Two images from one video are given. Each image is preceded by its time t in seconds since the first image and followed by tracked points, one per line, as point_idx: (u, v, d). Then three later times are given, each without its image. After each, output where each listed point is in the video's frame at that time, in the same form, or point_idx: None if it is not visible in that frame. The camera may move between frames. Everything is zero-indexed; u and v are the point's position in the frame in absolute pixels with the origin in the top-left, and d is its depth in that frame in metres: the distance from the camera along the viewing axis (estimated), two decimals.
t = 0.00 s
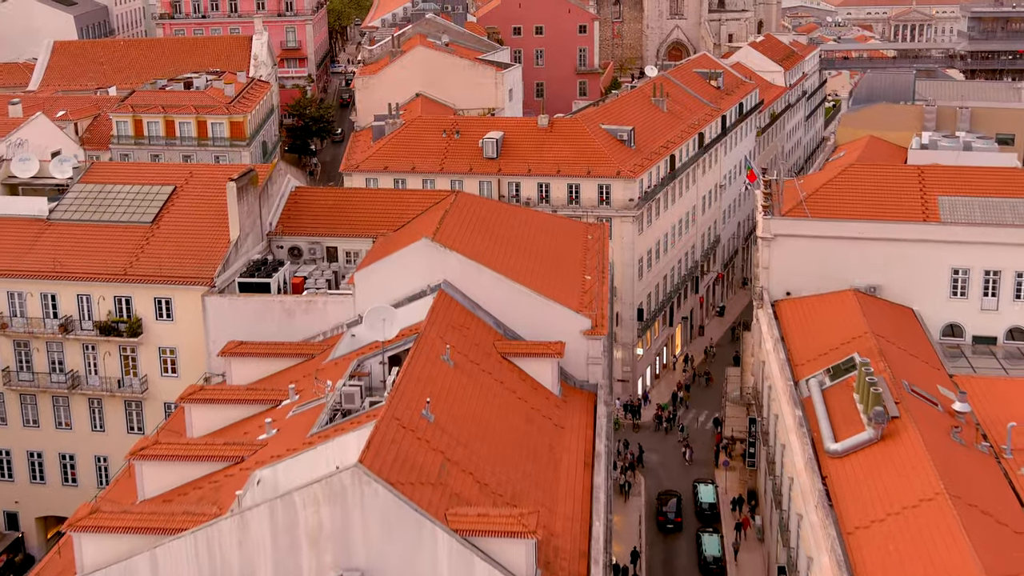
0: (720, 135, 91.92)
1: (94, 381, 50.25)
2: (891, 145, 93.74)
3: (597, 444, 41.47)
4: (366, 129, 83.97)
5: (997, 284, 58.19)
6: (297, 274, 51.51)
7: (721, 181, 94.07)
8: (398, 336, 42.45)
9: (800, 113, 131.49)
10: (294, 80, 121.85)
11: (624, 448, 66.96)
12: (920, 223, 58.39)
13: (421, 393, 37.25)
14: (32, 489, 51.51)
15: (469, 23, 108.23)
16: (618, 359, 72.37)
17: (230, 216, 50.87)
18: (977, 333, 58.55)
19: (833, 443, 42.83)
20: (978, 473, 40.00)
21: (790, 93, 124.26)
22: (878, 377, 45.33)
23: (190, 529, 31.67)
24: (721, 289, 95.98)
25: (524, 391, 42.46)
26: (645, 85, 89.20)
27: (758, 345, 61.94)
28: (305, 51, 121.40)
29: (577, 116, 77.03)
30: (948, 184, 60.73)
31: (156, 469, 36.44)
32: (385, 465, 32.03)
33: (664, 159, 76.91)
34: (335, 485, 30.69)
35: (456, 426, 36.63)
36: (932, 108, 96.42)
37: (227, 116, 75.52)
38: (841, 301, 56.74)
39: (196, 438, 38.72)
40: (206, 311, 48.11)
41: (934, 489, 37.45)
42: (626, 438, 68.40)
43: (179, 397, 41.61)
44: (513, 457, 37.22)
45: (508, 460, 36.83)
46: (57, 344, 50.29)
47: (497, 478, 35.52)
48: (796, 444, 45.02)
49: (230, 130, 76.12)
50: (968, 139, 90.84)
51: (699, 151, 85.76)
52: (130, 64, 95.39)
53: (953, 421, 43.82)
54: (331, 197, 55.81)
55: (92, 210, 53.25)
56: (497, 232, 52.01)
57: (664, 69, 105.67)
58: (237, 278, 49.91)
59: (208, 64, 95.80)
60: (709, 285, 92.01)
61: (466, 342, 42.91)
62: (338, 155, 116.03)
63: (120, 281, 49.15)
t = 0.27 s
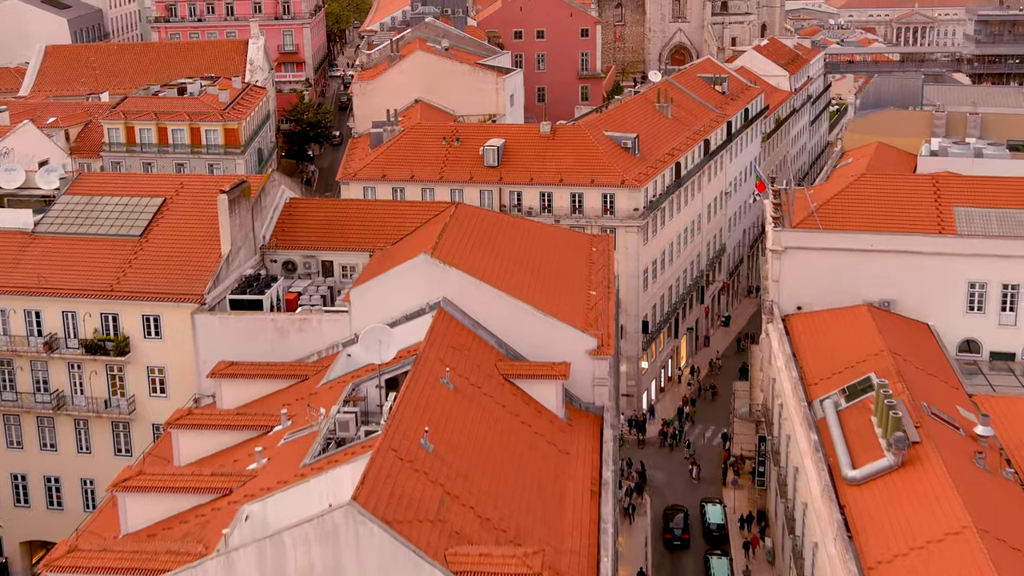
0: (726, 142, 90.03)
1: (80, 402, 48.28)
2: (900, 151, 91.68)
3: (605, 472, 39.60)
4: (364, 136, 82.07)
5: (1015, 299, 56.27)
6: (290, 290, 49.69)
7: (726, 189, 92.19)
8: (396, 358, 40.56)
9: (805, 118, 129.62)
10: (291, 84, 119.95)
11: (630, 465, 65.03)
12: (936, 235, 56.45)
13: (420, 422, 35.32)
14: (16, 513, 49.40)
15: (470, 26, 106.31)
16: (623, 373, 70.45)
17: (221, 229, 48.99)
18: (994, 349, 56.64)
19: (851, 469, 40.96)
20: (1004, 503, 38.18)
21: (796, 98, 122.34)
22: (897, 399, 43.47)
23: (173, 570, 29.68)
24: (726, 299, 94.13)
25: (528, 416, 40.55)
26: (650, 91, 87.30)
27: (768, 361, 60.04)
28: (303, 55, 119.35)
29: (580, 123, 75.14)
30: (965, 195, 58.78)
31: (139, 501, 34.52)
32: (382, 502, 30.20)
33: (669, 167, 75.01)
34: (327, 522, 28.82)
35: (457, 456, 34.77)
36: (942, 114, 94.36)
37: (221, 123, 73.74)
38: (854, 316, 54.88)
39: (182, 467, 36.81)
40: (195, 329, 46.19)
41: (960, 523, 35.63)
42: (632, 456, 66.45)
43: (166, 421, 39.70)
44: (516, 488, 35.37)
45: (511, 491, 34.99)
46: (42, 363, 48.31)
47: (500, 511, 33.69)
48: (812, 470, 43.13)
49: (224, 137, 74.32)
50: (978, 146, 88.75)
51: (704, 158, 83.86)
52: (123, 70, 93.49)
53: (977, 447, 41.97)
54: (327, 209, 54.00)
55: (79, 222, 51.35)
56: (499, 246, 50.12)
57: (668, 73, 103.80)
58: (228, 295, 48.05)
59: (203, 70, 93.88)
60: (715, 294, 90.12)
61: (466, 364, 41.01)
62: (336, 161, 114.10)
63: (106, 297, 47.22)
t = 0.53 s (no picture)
0: (732, 149, 88.12)
1: (65, 423, 46.29)
2: (909, 157, 89.95)
3: (612, 503, 37.70)
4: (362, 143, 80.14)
5: None
6: (284, 307, 47.78)
7: (732, 196, 90.29)
8: (394, 382, 38.66)
9: (810, 123, 127.76)
10: (288, 88, 118.01)
11: (635, 484, 63.10)
12: (953, 248, 54.56)
13: (417, 454, 33.39)
14: None
15: (470, 30, 104.30)
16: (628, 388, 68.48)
17: (212, 244, 47.09)
18: (1013, 366, 54.78)
19: (871, 498, 39.06)
20: None
21: (801, 102, 120.46)
22: (917, 422, 41.58)
23: None
24: (731, 308, 92.25)
25: (532, 442, 38.65)
26: (654, 96, 85.39)
27: (779, 377, 58.14)
28: (300, 59, 117.40)
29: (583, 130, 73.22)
30: (982, 205, 56.89)
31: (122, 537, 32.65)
32: (378, 543, 28.35)
33: (675, 175, 73.09)
34: (320, 564, 27.52)
35: (457, 490, 32.88)
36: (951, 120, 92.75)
37: (214, 130, 71.71)
38: (869, 333, 52.99)
39: (168, 499, 34.91)
40: (184, 349, 44.29)
41: (990, 558, 33.78)
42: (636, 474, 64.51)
43: (153, 449, 37.89)
44: (519, 523, 33.47)
45: (514, 527, 33.11)
46: (25, 383, 46.35)
47: (502, 549, 31.82)
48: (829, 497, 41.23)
49: (218, 144, 72.34)
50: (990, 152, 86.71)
51: (710, 166, 81.98)
52: (115, 74, 91.39)
53: (1001, 474, 40.10)
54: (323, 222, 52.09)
55: (65, 235, 49.44)
56: (500, 262, 48.19)
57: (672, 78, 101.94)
58: (219, 313, 46.12)
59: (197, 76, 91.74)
60: (720, 304, 88.21)
61: (467, 388, 39.09)
62: (334, 166, 111.91)
63: (92, 315, 45.31)
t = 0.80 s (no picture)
0: (738, 156, 86.25)
1: (48, 447, 44.29)
2: (918, 164, 88.17)
3: (621, 536, 35.81)
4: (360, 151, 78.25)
5: None
6: (277, 325, 45.86)
7: (738, 204, 88.41)
8: (391, 409, 36.79)
9: (815, 128, 125.93)
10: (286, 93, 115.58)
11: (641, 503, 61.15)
12: (971, 262, 52.68)
13: (415, 491, 31.47)
14: None
15: (470, 33, 102.23)
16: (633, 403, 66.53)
17: (202, 260, 45.19)
18: None
19: (893, 530, 37.20)
20: None
21: (806, 107, 118.64)
22: (940, 448, 39.73)
23: None
24: (737, 319, 90.36)
25: (536, 472, 36.74)
26: (659, 102, 83.51)
27: (790, 395, 56.27)
28: (297, 63, 115.61)
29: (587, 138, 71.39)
30: (1000, 218, 55.01)
31: None
32: None
33: (680, 184, 71.21)
34: None
35: (458, 528, 31.00)
36: (961, 125, 90.90)
37: (208, 138, 70.11)
38: (884, 351, 51.09)
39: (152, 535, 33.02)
40: (172, 371, 42.35)
41: None
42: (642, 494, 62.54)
43: (137, 479, 36.01)
44: (523, 563, 31.58)
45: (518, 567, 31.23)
46: (6, 405, 44.36)
47: None
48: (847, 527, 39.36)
49: (212, 153, 70.69)
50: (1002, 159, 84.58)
51: (716, 174, 80.09)
52: (108, 80, 89.45)
53: None
54: (318, 236, 50.23)
55: (49, 250, 47.52)
56: (503, 278, 46.24)
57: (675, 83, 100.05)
58: (208, 332, 44.21)
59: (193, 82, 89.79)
60: (726, 315, 86.35)
61: (468, 414, 37.16)
62: (332, 172, 109.91)
63: (76, 335, 43.38)
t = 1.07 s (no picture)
0: (744, 163, 84.36)
1: (30, 472, 42.32)
2: (929, 172, 86.26)
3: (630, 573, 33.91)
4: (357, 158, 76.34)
5: None
6: (268, 344, 43.94)
7: (744, 212, 86.52)
8: (387, 438, 34.92)
9: (821, 133, 124.08)
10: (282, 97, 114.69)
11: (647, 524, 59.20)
12: (990, 276, 50.77)
13: (412, 532, 29.55)
14: None
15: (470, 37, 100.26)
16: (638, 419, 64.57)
17: (190, 277, 43.31)
18: None
19: (916, 564, 35.36)
20: None
21: (812, 111, 116.75)
22: (964, 477, 37.96)
23: None
24: (743, 329, 88.44)
25: (541, 504, 34.82)
26: (664, 108, 81.61)
27: (801, 413, 54.39)
28: (295, 68, 114.06)
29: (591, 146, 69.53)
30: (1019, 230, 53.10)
31: None
32: None
33: (687, 193, 69.33)
34: None
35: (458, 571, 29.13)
36: (973, 131, 88.59)
37: (200, 146, 68.00)
38: (900, 369, 49.18)
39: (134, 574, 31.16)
40: (157, 394, 40.43)
41: None
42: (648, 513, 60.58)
43: (118, 513, 34.11)
44: None
45: None
46: None
47: None
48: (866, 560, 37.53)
49: (204, 161, 68.68)
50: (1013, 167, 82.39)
51: (722, 181, 78.17)
52: (100, 85, 87.45)
53: None
54: (313, 250, 48.37)
55: (33, 267, 45.63)
56: (506, 294, 44.33)
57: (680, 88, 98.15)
58: (197, 352, 42.34)
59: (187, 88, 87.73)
60: (732, 326, 84.47)
61: (469, 443, 35.24)
62: (329, 177, 107.94)
63: (58, 356, 41.40)
